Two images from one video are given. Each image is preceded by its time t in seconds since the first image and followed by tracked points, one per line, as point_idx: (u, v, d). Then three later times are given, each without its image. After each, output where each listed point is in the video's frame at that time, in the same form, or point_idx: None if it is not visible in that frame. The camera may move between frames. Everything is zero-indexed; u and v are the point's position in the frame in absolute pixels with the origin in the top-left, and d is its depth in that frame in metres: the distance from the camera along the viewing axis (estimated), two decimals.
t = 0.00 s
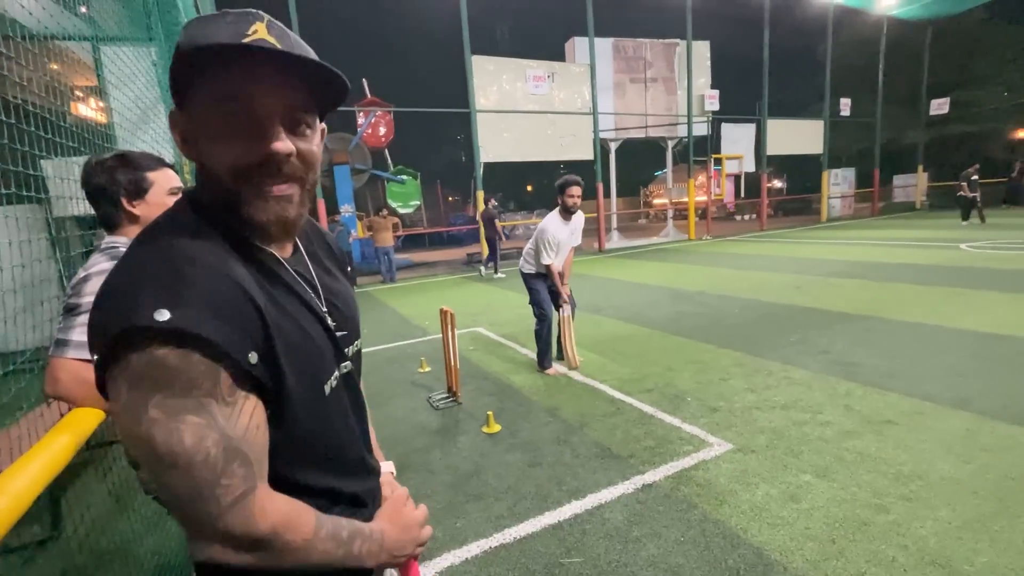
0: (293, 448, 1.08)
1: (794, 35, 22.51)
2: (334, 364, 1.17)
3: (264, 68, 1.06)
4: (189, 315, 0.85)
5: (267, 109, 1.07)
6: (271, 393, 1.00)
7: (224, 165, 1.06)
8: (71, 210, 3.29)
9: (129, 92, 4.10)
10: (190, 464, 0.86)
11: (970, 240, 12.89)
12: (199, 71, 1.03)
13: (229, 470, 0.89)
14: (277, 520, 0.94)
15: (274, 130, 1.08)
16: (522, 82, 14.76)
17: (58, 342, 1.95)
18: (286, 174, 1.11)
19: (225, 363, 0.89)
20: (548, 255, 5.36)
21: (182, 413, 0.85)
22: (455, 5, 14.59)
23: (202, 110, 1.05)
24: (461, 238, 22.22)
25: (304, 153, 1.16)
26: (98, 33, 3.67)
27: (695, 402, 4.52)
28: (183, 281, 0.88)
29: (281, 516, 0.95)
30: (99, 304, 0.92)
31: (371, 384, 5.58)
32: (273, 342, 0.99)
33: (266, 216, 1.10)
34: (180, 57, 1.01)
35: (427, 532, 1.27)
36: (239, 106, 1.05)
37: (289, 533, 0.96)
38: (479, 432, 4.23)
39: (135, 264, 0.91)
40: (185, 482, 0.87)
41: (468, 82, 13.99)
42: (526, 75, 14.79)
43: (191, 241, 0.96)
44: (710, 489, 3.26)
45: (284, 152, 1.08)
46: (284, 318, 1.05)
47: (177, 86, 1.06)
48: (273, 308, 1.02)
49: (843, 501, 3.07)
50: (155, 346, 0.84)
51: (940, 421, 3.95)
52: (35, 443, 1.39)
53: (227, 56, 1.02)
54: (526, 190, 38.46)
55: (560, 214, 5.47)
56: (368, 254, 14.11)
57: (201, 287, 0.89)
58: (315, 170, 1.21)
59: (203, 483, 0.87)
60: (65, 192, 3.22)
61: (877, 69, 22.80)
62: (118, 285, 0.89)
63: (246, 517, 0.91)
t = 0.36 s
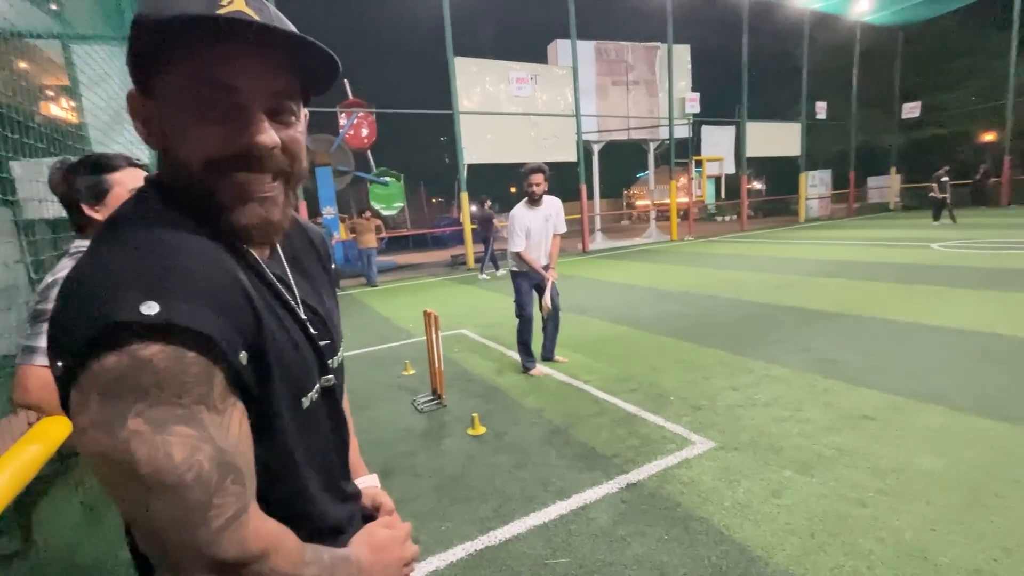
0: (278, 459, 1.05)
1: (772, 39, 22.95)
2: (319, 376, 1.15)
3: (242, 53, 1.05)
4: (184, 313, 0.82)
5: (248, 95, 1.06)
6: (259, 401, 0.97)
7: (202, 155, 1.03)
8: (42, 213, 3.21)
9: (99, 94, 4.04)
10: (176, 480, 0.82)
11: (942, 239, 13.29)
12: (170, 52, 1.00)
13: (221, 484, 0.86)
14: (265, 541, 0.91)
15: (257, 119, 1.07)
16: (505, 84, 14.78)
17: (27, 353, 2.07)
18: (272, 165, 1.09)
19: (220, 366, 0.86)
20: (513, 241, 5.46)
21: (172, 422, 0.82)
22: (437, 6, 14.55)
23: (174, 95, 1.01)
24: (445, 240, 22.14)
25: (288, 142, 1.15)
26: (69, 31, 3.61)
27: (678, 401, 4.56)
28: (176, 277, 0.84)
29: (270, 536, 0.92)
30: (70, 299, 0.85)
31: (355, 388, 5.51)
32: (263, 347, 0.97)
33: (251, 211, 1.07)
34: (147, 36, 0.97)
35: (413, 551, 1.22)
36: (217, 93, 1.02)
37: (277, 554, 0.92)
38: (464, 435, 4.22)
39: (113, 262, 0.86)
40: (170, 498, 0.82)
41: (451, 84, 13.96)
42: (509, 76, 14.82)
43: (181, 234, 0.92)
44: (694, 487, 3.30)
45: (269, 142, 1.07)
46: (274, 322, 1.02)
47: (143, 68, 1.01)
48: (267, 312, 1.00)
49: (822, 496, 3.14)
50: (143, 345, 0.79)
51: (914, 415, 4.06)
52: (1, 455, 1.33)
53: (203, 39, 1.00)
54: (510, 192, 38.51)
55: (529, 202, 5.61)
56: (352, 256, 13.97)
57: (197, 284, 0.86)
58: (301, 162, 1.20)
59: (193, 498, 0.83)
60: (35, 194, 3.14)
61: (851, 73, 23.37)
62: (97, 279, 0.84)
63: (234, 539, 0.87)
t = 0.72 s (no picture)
0: (248, 478, 1.04)
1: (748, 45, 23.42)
2: (286, 396, 1.14)
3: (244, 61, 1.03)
4: (125, 348, 0.79)
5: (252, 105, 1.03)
6: (215, 423, 0.96)
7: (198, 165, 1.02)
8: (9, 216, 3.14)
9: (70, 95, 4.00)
10: (135, 515, 0.81)
11: (912, 240, 13.69)
12: (153, 61, 0.95)
13: (184, 514, 0.85)
14: (235, 559, 0.92)
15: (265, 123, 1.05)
16: (486, 87, 14.80)
17: None
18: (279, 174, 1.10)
19: (170, 398, 0.84)
20: (492, 242, 5.50)
21: (126, 457, 0.80)
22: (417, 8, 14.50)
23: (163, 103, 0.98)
24: (427, 243, 22.03)
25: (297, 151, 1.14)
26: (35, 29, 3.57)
27: (657, 401, 4.62)
28: (119, 308, 0.81)
29: (239, 554, 0.93)
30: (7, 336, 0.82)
31: (334, 392, 5.45)
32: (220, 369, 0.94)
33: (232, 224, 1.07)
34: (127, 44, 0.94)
35: (388, 547, 1.24)
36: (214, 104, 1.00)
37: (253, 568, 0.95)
38: (445, 437, 4.21)
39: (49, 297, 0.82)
40: (130, 535, 0.82)
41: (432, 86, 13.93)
42: (490, 79, 14.85)
43: (134, 256, 0.89)
44: (672, 485, 3.34)
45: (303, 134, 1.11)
46: (236, 337, 1.00)
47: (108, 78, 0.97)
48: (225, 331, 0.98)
49: (796, 491, 3.21)
50: (90, 387, 0.77)
51: (883, 411, 4.18)
52: None
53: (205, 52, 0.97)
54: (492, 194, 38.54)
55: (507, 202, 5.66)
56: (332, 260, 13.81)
57: (146, 315, 0.83)
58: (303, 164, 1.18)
59: (160, 528, 0.83)
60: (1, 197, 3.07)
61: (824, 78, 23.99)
62: (31, 316, 0.79)
63: (206, 559, 0.88)
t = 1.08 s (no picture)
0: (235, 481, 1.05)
1: (736, 49, 23.70)
2: (267, 394, 1.16)
3: (223, 61, 1.06)
4: (117, 343, 0.81)
5: (234, 101, 1.07)
6: (196, 426, 0.97)
7: (188, 165, 1.07)
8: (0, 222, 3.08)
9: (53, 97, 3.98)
10: (120, 518, 0.82)
11: (898, 241, 13.89)
12: (144, 62, 0.96)
13: (168, 518, 0.87)
14: (217, 561, 0.94)
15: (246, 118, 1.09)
16: (477, 90, 14.83)
17: None
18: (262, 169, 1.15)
19: (157, 398, 0.86)
20: (481, 243, 5.49)
21: (111, 459, 0.82)
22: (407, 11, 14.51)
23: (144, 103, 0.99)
24: (418, 246, 22.03)
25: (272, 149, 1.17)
26: (21, 33, 3.54)
27: (646, 401, 4.66)
28: (108, 307, 0.83)
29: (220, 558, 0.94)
30: None
31: (324, 396, 5.43)
32: (201, 368, 0.95)
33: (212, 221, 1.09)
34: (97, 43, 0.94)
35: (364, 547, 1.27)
36: (197, 101, 1.03)
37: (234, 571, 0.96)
38: (435, 440, 4.21)
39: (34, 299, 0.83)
40: (116, 535, 0.82)
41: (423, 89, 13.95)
42: (481, 83, 14.89)
43: (118, 257, 0.90)
44: (660, 485, 3.37)
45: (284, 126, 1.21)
46: (222, 336, 1.03)
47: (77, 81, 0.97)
48: (212, 330, 1.00)
49: (781, 489, 3.25)
50: (78, 388, 0.78)
51: (868, 409, 4.24)
52: None
53: (184, 54, 0.99)
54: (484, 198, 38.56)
55: (496, 199, 5.65)
56: (322, 263, 13.76)
57: (134, 314, 0.84)
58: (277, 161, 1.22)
59: (146, 530, 0.84)
60: None
61: (810, 82, 24.34)
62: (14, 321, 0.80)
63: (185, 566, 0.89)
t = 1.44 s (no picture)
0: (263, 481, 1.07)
1: (738, 56, 23.80)
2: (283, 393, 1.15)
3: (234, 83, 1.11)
4: (175, 340, 0.84)
5: (243, 121, 1.12)
6: (232, 428, 0.99)
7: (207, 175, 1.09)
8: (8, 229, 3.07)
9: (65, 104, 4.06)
10: (167, 514, 0.84)
11: (900, 246, 13.86)
12: (186, 84, 0.99)
13: (207, 516, 0.88)
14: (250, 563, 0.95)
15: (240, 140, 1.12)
16: (479, 97, 14.92)
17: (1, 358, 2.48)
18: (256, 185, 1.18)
19: (208, 392, 0.89)
20: (489, 250, 5.45)
21: (161, 454, 0.84)
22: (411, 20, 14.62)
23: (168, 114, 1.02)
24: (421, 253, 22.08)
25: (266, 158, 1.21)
26: (30, 42, 3.57)
27: (649, 408, 4.64)
28: (159, 307, 0.86)
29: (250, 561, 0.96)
30: (36, 341, 0.85)
31: (327, 403, 5.43)
32: (241, 367, 0.99)
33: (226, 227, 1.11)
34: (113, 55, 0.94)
35: (377, 552, 1.28)
36: (224, 120, 1.07)
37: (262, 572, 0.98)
38: (438, 447, 4.20)
39: (95, 297, 0.85)
40: (161, 533, 0.84)
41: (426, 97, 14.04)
42: (483, 90, 14.97)
43: (158, 262, 0.93)
44: (665, 492, 3.36)
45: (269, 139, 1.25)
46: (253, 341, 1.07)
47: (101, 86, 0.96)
48: (243, 333, 1.02)
49: (786, 496, 3.23)
50: (134, 378, 0.80)
51: (873, 416, 4.21)
52: None
53: (216, 74, 1.04)
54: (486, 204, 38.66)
55: (503, 205, 5.65)
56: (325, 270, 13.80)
57: (186, 314, 0.88)
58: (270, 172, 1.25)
59: (189, 527, 0.86)
60: None
61: (811, 88, 24.41)
62: (68, 320, 0.83)
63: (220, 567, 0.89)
